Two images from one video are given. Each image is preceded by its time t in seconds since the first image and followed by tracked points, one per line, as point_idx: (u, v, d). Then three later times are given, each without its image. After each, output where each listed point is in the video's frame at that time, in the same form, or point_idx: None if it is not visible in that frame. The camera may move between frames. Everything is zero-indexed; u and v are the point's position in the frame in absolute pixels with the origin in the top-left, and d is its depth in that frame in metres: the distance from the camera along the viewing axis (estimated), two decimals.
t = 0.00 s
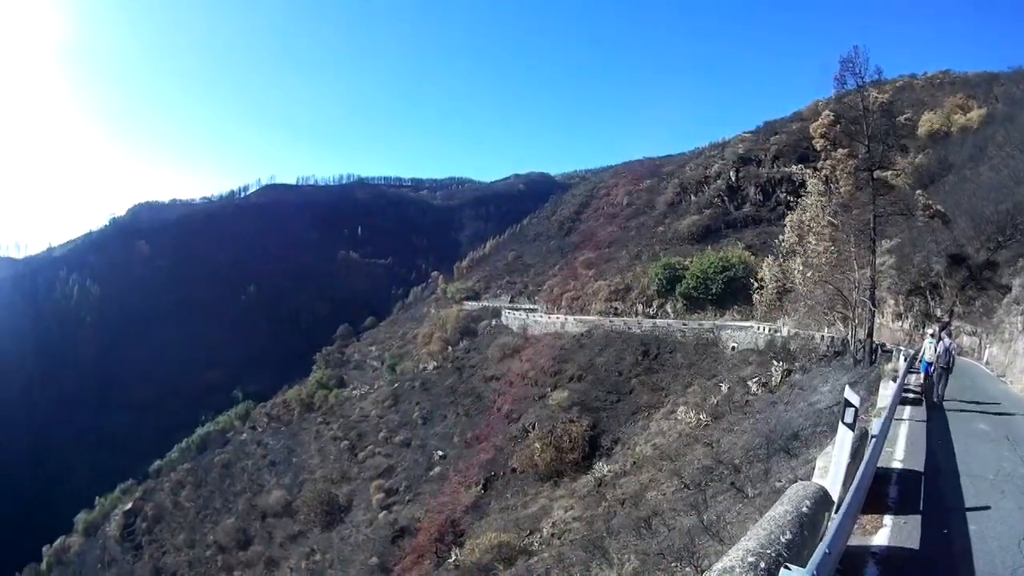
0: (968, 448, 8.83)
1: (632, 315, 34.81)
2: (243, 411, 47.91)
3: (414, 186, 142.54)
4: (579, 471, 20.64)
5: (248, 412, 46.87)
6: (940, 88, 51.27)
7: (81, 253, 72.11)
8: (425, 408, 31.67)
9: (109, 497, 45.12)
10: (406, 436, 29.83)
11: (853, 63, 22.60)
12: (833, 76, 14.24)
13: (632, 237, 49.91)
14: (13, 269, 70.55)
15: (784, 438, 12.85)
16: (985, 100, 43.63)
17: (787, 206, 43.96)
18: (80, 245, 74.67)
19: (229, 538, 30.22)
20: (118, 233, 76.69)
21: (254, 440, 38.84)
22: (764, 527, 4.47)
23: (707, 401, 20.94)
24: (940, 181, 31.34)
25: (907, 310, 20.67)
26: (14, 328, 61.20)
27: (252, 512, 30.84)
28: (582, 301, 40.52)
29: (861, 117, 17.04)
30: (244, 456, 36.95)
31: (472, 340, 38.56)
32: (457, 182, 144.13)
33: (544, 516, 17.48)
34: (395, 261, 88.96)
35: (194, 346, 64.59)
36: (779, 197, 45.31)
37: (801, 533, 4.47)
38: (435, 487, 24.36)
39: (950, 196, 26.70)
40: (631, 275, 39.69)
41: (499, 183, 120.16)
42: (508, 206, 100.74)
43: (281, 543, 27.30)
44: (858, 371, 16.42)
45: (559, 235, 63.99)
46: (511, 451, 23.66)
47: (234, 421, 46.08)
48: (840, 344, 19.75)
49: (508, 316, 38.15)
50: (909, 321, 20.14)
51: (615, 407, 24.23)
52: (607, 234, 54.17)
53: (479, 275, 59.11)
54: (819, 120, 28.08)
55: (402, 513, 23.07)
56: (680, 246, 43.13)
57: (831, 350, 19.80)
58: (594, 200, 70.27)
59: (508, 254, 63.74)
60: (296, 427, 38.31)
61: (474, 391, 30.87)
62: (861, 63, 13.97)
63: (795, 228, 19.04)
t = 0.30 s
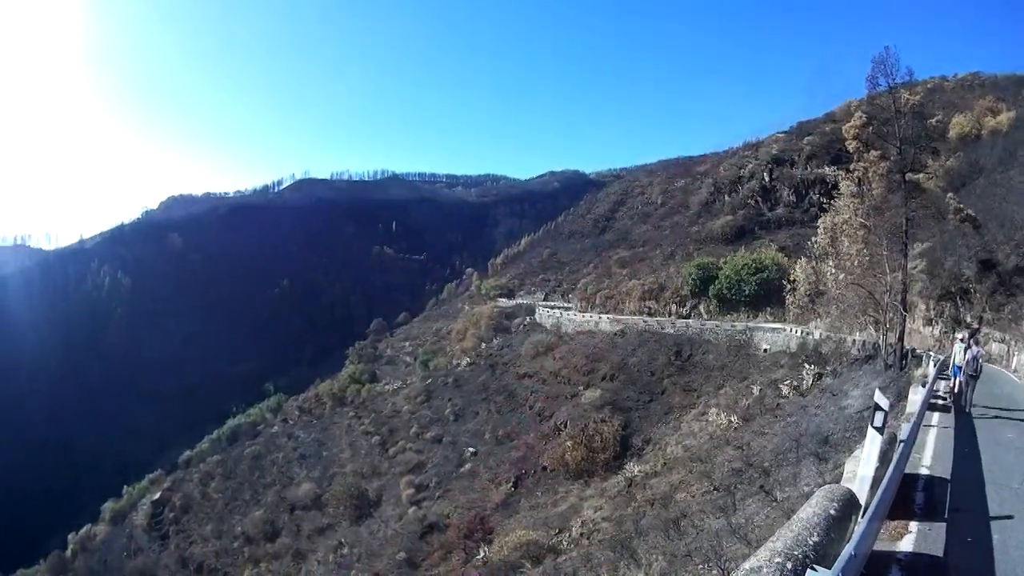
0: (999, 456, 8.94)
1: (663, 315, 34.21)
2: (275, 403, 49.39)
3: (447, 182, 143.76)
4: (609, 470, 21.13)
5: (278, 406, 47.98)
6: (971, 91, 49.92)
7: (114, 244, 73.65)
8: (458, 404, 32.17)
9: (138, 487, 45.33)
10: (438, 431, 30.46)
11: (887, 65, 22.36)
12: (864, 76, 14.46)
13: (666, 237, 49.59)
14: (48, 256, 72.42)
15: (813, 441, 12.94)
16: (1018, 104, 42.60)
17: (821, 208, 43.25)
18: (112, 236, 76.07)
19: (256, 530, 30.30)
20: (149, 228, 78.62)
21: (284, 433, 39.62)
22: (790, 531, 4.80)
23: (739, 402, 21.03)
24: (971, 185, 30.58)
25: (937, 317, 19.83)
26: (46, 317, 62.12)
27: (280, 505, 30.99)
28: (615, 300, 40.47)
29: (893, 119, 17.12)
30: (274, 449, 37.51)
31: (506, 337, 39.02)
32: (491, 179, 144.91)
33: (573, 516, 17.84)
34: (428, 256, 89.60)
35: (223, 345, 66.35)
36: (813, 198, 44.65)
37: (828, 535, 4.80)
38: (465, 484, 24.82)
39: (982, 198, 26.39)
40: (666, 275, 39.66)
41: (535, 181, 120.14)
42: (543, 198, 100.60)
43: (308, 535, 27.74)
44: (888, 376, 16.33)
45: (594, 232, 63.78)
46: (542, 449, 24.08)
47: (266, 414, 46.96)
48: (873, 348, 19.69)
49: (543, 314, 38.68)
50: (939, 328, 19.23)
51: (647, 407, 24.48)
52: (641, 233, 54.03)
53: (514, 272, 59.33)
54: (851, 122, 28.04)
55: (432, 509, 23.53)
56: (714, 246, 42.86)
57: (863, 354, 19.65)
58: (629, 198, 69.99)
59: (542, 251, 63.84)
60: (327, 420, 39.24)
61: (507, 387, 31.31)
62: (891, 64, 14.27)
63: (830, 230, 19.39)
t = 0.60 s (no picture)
0: None
1: (704, 312, 34.52)
2: (314, 399, 49.71)
3: (486, 179, 144.81)
4: (648, 468, 21.45)
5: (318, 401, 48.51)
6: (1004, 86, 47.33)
7: (149, 243, 76.03)
8: (499, 400, 32.81)
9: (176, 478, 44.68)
10: (479, 427, 31.28)
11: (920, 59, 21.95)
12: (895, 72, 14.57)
13: (707, 233, 49.03)
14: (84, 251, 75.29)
15: (851, 441, 13.15)
16: None
17: (858, 204, 42.47)
18: (148, 234, 78.60)
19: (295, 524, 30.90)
20: (182, 230, 81.42)
21: (323, 428, 40.71)
22: (832, 530, 5.21)
23: (778, 400, 21.01)
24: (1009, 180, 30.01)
25: (975, 315, 19.40)
26: (79, 309, 64.67)
27: (318, 500, 31.69)
28: (656, 297, 40.50)
29: (927, 115, 17.30)
30: (314, 444, 38.54)
31: (547, 332, 39.60)
32: (532, 175, 145.63)
33: (612, 512, 18.38)
34: (470, 253, 89.34)
35: (246, 340, 67.79)
36: (851, 194, 43.74)
37: (868, 531, 5.21)
38: (505, 479, 25.44)
39: None
40: (706, 272, 39.53)
41: (574, 176, 118.73)
42: (578, 191, 99.85)
43: (346, 529, 28.20)
44: (924, 375, 16.43)
45: (635, 228, 63.32)
46: (582, 445, 24.61)
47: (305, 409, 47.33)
48: (910, 347, 19.73)
49: (583, 311, 39.18)
50: (975, 326, 18.91)
51: (686, 404, 24.54)
52: (682, 229, 53.78)
53: (555, 269, 59.34)
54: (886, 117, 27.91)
55: (470, 504, 24.25)
56: (754, 241, 42.49)
57: (900, 353, 19.76)
58: (669, 194, 69.44)
59: (583, 248, 63.71)
60: (367, 415, 40.18)
61: (548, 384, 31.81)
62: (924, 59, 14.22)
63: (867, 227, 18.96)
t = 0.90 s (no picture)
0: None
1: (746, 311, 33.23)
2: (358, 396, 47.87)
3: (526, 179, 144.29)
4: (690, 470, 21.22)
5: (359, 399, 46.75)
6: None
7: (179, 248, 81.33)
8: (542, 398, 32.82)
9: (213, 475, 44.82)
10: (521, 426, 31.37)
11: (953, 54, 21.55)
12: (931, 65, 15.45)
13: (749, 233, 47.97)
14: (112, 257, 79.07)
15: (886, 443, 13.57)
16: None
17: (898, 202, 41.37)
18: (178, 240, 84.06)
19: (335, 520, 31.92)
20: (206, 238, 85.01)
21: (365, 426, 40.71)
22: (876, 532, 5.66)
23: (818, 402, 19.86)
24: None
25: (1012, 316, 19.94)
26: (102, 300, 69.19)
27: (359, 497, 32.51)
28: (699, 296, 39.30)
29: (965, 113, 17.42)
30: (356, 441, 38.90)
31: (591, 331, 39.54)
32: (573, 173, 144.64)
33: (653, 513, 18.59)
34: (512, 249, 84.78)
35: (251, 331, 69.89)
36: (890, 193, 42.63)
37: (908, 537, 5.66)
38: (547, 479, 25.88)
39: None
40: (749, 272, 38.75)
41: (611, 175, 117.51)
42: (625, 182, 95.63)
43: (387, 527, 28.93)
44: (961, 379, 16.17)
45: (676, 227, 62.20)
46: (624, 445, 24.64)
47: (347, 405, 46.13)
48: (948, 349, 19.59)
49: (627, 310, 38.99)
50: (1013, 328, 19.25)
51: (728, 406, 23.77)
52: (724, 229, 52.87)
53: (598, 266, 58.30)
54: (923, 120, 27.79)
55: (512, 505, 24.57)
56: (795, 242, 41.85)
57: (938, 354, 19.52)
58: (710, 191, 68.14)
59: (625, 246, 62.26)
60: (411, 413, 40.00)
61: (591, 383, 31.84)
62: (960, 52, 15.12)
63: (907, 226, 19.11)
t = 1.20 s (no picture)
0: None
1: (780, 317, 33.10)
2: (392, 395, 47.61)
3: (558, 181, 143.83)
4: (723, 475, 21.31)
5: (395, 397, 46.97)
6: None
7: (192, 249, 83.40)
8: (577, 401, 33.24)
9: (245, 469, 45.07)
10: (556, 427, 31.88)
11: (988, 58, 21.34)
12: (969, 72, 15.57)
13: (784, 238, 47.38)
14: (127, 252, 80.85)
15: (919, 454, 13.76)
16: None
17: (936, 210, 40.79)
18: (193, 241, 86.31)
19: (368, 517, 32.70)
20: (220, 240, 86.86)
21: (399, 424, 41.18)
22: (907, 546, 5.67)
23: (852, 409, 20.06)
24: None
25: None
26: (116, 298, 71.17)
27: (391, 495, 33.15)
28: (735, 300, 38.90)
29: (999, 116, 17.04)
30: (389, 439, 39.32)
31: (629, 333, 39.46)
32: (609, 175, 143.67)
33: (684, 518, 18.67)
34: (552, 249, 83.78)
35: (258, 331, 70.99)
36: (926, 198, 42.17)
37: (938, 546, 5.64)
38: (579, 481, 26.05)
39: None
40: (787, 276, 38.06)
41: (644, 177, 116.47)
42: (655, 183, 94.47)
43: (418, 526, 29.61)
44: (993, 390, 15.74)
45: (714, 229, 61.23)
46: (658, 448, 24.77)
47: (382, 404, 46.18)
48: (981, 360, 19.06)
49: (664, 313, 39.33)
50: None
51: (763, 411, 23.75)
52: (763, 232, 51.89)
53: (635, 269, 57.96)
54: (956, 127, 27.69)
55: (544, 506, 24.94)
56: (831, 247, 41.35)
57: (970, 365, 19.04)
58: (749, 194, 66.97)
59: (664, 250, 61.36)
60: (445, 413, 40.49)
61: (627, 386, 31.98)
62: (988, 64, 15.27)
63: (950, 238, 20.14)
